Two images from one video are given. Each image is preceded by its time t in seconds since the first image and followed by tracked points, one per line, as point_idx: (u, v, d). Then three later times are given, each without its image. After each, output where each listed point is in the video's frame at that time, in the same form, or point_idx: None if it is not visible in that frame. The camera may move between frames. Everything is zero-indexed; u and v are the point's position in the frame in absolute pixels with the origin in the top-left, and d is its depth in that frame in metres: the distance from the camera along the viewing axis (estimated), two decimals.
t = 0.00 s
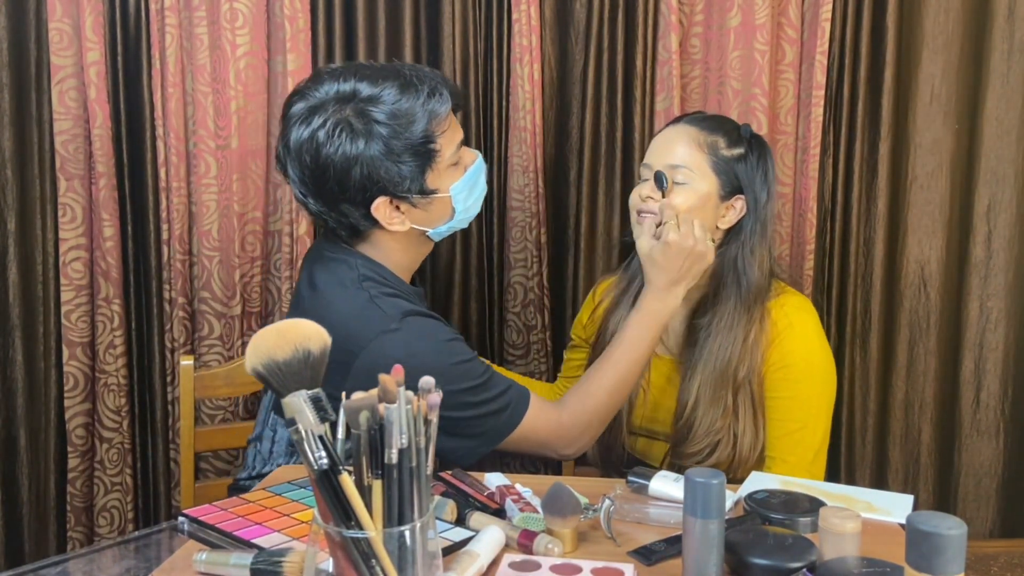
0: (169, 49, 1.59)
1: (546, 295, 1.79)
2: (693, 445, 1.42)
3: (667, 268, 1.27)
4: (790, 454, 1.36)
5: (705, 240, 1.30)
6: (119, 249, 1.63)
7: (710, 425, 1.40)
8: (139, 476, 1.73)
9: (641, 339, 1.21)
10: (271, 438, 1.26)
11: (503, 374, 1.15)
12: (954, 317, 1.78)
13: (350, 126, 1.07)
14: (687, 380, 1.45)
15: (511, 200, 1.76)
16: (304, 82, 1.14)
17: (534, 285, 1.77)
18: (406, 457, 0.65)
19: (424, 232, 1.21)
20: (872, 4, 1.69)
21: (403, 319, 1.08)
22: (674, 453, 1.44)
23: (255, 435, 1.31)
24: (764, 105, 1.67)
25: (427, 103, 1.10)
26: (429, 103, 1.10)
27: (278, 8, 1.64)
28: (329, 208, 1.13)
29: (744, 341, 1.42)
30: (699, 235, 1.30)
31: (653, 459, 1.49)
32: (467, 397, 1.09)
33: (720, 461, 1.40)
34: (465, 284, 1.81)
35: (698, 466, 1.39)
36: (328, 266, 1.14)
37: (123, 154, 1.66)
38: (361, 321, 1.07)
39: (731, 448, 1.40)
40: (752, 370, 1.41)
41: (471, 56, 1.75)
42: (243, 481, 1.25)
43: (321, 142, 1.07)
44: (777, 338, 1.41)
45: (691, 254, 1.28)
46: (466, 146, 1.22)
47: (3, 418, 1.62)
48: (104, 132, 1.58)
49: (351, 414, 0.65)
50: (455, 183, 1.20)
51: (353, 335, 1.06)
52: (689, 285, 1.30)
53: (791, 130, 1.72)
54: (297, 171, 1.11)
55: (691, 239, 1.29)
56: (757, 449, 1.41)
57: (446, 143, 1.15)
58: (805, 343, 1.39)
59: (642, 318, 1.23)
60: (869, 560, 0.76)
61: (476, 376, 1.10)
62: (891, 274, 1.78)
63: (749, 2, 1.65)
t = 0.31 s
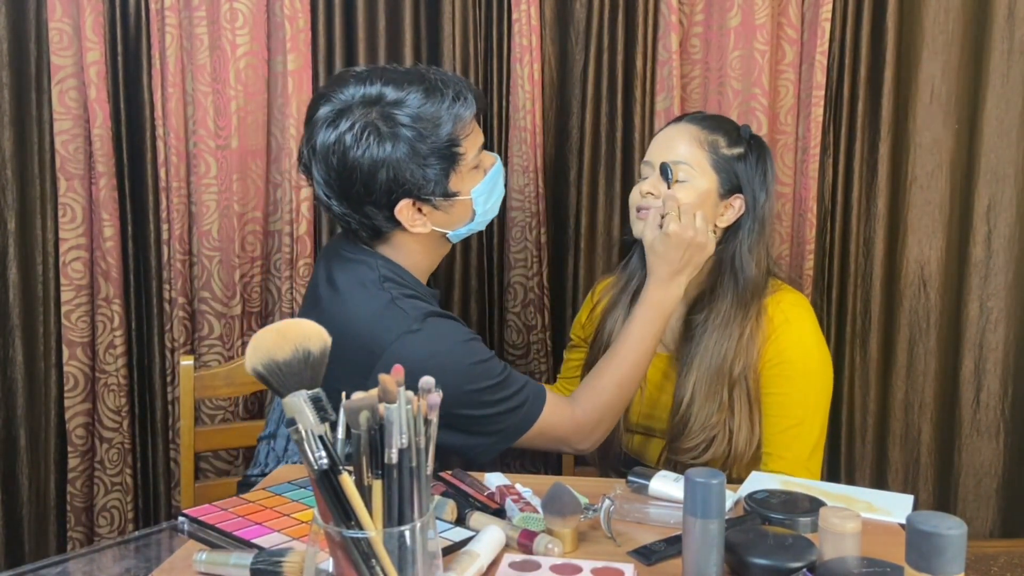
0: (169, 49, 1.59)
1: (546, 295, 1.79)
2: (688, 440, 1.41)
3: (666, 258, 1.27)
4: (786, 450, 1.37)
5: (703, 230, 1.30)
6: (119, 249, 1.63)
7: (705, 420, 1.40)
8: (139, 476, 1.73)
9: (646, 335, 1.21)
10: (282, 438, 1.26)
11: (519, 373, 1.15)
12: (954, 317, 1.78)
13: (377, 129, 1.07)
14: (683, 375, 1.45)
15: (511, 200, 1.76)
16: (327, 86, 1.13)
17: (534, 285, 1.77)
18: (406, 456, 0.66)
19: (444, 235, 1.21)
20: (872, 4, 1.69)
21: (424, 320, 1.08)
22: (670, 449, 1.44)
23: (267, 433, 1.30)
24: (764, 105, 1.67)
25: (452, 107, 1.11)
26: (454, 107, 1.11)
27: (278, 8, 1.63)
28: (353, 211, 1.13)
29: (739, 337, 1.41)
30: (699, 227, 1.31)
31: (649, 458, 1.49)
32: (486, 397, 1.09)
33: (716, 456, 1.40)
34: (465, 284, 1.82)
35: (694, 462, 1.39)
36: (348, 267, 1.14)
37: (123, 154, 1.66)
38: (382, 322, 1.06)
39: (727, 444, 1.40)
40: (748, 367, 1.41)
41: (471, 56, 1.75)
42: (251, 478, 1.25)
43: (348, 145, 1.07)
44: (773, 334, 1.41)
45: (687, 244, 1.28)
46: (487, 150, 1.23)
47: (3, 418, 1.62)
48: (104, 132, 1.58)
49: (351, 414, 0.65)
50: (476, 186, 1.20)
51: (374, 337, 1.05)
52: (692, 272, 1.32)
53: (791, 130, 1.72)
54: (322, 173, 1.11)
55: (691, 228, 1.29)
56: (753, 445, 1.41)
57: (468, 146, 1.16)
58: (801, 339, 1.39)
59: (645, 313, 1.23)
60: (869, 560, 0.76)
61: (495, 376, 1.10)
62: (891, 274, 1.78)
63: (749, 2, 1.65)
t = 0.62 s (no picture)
0: (169, 49, 1.59)
1: (546, 295, 1.79)
2: (692, 441, 1.42)
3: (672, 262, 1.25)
4: (789, 452, 1.36)
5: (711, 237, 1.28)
6: (119, 249, 1.63)
7: (709, 422, 1.41)
8: (139, 476, 1.73)
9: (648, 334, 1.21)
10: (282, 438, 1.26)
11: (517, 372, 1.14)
12: (954, 317, 1.78)
13: (369, 127, 1.07)
14: (686, 377, 1.45)
15: (511, 200, 1.76)
16: (321, 85, 1.14)
17: (534, 285, 1.77)
18: (406, 457, 0.66)
19: (439, 232, 1.21)
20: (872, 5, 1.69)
21: (422, 319, 1.07)
22: (673, 449, 1.44)
23: (266, 432, 1.30)
24: (764, 105, 1.67)
25: (444, 105, 1.10)
26: (447, 105, 1.11)
27: (278, 8, 1.63)
28: (348, 209, 1.13)
29: (744, 340, 1.42)
30: (707, 234, 1.29)
31: (650, 457, 1.48)
32: (484, 396, 1.09)
33: (718, 458, 1.40)
34: (465, 284, 1.82)
35: (696, 463, 1.39)
36: (346, 266, 1.14)
37: (123, 154, 1.66)
38: (379, 321, 1.06)
39: (730, 445, 1.40)
40: (752, 369, 1.41)
41: (471, 56, 1.75)
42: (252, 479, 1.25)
43: (339, 144, 1.08)
44: (778, 336, 1.41)
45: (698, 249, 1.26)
46: (481, 147, 1.22)
47: (3, 418, 1.63)
48: (104, 132, 1.58)
49: (351, 415, 0.65)
50: (471, 183, 1.20)
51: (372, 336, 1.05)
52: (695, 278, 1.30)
53: (791, 130, 1.72)
54: (315, 172, 1.11)
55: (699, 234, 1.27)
56: (756, 447, 1.41)
57: (462, 144, 1.15)
58: (806, 341, 1.39)
59: (646, 313, 1.22)
60: (869, 560, 0.76)
61: (493, 376, 1.10)
62: (891, 274, 1.78)
63: (749, 2, 1.65)
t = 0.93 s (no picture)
0: (169, 49, 1.59)
1: (546, 295, 1.79)
2: (692, 443, 1.42)
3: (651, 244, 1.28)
4: (789, 453, 1.36)
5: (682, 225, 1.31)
6: (119, 250, 1.63)
7: (708, 423, 1.41)
8: (139, 476, 1.73)
9: (631, 326, 1.22)
10: (276, 435, 1.27)
11: (502, 365, 1.15)
12: (954, 317, 1.78)
13: (359, 119, 1.08)
14: (685, 378, 1.45)
15: (511, 200, 1.76)
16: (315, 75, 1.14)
17: (534, 285, 1.77)
18: (406, 457, 0.65)
19: (426, 228, 1.21)
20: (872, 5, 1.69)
21: (402, 311, 1.09)
22: (673, 451, 1.44)
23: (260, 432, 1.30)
24: (764, 105, 1.67)
25: (436, 99, 1.11)
26: (438, 99, 1.11)
27: (278, 8, 1.64)
28: (335, 200, 1.14)
29: (743, 341, 1.42)
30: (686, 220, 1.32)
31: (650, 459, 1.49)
32: (466, 388, 1.10)
33: (718, 460, 1.40)
34: (465, 284, 1.81)
35: (696, 465, 1.40)
36: (332, 260, 1.16)
37: (123, 153, 1.66)
38: (361, 312, 1.08)
39: (730, 447, 1.40)
40: (751, 370, 1.41)
41: (471, 56, 1.75)
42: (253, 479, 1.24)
43: (329, 134, 1.08)
44: (777, 337, 1.41)
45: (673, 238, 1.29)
46: (473, 146, 1.23)
47: (3, 418, 1.63)
48: (104, 132, 1.58)
49: (352, 415, 0.65)
50: (459, 180, 1.20)
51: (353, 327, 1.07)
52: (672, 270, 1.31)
53: (791, 130, 1.72)
54: (304, 161, 1.12)
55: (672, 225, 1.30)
56: (756, 448, 1.41)
57: (452, 139, 1.16)
58: (805, 342, 1.38)
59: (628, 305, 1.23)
60: (870, 560, 0.76)
61: (475, 368, 1.10)
62: (891, 274, 1.78)
63: (749, 2, 1.65)
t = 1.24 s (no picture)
0: (169, 49, 1.59)
1: (546, 295, 1.79)
2: (692, 441, 1.41)
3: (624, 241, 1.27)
4: (790, 451, 1.37)
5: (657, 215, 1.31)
6: (119, 250, 1.63)
7: (709, 421, 1.40)
8: (139, 476, 1.73)
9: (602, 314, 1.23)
10: (250, 431, 1.26)
11: (464, 350, 1.20)
12: (954, 317, 1.78)
13: (311, 102, 1.15)
14: (686, 376, 1.45)
15: (511, 200, 1.76)
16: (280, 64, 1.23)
17: (534, 285, 1.77)
18: (406, 457, 0.65)
19: (384, 217, 1.27)
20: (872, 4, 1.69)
21: (357, 293, 1.16)
22: (673, 450, 1.44)
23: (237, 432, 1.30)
24: (764, 105, 1.67)
25: (389, 87, 1.18)
26: (391, 87, 1.18)
27: (279, 8, 1.64)
28: (289, 181, 1.21)
29: (743, 340, 1.41)
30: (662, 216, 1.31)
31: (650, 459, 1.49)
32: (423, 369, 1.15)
33: (719, 458, 1.40)
34: (465, 284, 1.81)
35: (697, 463, 1.39)
36: (297, 250, 1.24)
37: (123, 153, 1.65)
38: (318, 294, 1.16)
39: (730, 445, 1.40)
40: (752, 368, 1.41)
41: (471, 56, 1.75)
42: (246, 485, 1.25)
43: (282, 115, 1.16)
44: (778, 335, 1.41)
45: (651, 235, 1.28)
46: (433, 138, 1.29)
47: (3, 418, 1.62)
48: (104, 132, 1.58)
49: (352, 415, 0.65)
50: (417, 169, 1.26)
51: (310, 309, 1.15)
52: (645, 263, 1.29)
53: (791, 130, 1.72)
54: (261, 143, 1.20)
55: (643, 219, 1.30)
56: (756, 446, 1.40)
57: (407, 128, 1.22)
58: (806, 340, 1.39)
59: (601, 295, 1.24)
60: (870, 560, 0.76)
61: (432, 349, 1.16)
62: (891, 274, 1.78)
63: (749, 2, 1.65)
